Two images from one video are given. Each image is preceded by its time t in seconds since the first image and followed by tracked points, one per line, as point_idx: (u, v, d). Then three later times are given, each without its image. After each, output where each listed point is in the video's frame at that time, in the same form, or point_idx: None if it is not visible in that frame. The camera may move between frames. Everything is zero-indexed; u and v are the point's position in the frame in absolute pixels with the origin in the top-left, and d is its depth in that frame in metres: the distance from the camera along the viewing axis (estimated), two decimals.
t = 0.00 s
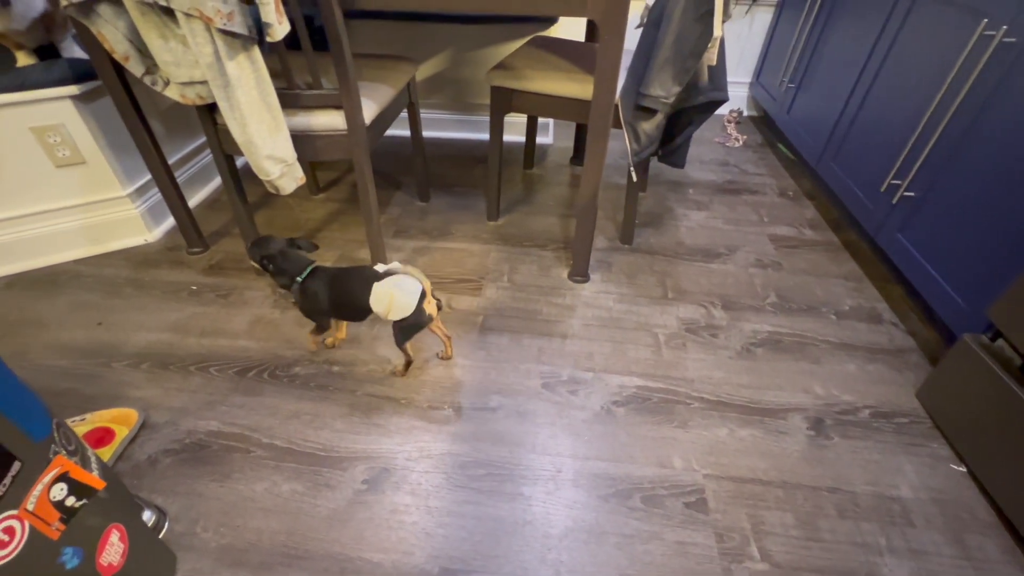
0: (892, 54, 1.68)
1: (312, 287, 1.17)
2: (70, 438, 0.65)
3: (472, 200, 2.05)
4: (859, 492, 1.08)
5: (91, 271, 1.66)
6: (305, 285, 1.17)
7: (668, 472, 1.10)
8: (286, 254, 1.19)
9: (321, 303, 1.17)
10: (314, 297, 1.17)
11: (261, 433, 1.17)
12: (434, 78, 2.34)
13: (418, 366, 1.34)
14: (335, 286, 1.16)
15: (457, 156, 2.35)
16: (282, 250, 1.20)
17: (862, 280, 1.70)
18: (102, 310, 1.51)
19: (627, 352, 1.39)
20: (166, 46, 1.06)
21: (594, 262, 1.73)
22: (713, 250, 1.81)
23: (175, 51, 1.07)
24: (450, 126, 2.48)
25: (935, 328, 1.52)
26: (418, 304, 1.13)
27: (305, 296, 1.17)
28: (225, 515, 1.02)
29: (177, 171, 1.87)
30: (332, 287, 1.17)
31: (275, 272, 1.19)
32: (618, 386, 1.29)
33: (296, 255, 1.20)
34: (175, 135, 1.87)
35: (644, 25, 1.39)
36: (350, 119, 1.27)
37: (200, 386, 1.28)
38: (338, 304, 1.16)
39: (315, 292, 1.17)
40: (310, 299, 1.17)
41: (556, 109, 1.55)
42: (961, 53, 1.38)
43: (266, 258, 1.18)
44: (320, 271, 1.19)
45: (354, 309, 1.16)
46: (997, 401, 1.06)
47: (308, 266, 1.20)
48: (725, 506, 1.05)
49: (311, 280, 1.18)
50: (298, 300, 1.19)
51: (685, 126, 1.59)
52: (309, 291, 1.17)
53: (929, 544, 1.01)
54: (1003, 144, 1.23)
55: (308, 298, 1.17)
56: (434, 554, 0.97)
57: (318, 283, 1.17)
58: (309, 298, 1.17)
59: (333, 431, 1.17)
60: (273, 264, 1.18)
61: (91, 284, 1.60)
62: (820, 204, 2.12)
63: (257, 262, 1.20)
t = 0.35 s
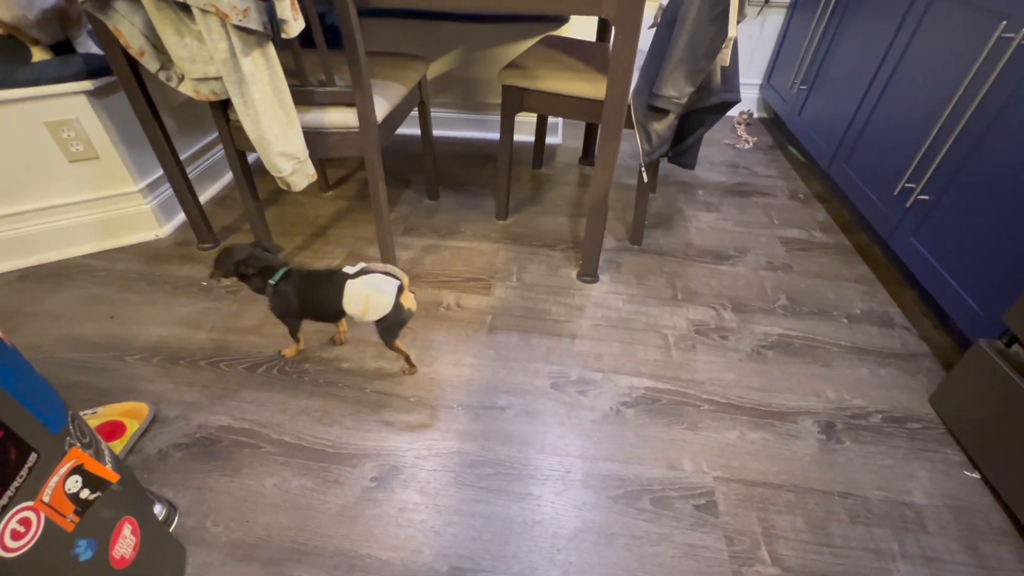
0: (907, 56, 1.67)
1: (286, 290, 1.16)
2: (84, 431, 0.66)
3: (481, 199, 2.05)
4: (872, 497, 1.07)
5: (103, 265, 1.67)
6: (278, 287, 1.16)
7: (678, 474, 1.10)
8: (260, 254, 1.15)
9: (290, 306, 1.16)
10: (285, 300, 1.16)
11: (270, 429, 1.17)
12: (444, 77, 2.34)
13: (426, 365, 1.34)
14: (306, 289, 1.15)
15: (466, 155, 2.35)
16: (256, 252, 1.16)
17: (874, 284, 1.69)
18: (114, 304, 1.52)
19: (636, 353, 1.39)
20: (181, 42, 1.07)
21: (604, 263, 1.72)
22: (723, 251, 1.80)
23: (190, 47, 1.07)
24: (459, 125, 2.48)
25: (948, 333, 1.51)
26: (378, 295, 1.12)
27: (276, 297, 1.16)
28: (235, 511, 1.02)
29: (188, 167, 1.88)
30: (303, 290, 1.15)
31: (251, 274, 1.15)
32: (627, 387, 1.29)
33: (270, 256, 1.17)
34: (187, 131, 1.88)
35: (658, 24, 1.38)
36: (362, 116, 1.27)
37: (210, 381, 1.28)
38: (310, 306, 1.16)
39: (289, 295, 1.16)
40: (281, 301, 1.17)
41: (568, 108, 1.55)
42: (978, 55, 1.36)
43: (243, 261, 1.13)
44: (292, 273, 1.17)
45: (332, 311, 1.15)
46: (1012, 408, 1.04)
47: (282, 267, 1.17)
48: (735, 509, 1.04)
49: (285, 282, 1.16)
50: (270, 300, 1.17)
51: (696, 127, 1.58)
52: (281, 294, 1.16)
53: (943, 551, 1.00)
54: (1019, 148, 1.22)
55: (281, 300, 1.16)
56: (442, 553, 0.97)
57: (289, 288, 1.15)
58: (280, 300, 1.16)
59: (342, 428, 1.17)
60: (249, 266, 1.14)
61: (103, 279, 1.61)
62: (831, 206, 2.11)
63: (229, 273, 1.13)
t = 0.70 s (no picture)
0: (934, 55, 1.63)
1: (254, 275, 1.17)
2: (111, 419, 0.67)
3: (497, 197, 2.05)
4: (891, 502, 1.06)
5: (126, 258, 1.70)
6: (247, 274, 1.18)
7: (693, 475, 1.09)
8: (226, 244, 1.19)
9: (262, 293, 1.18)
10: (256, 286, 1.18)
11: (288, 421, 1.19)
12: (461, 74, 2.34)
13: (442, 361, 1.34)
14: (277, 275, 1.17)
15: (482, 152, 2.36)
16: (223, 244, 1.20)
17: (894, 287, 1.66)
18: (137, 296, 1.54)
19: (651, 353, 1.38)
20: (206, 38, 1.08)
21: (619, 262, 1.71)
22: (740, 252, 1.79)
23: (215, 43, 1.09)
24: (475, 123, 2.48)
25: (971, 338, 1.48)
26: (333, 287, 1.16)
27: (248, 285, 1.18)
28: (253, 501, 1.04)
29: (209, 161, 1.91)
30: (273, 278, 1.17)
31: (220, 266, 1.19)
32: (643, 387, 1.28)
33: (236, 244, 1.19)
34: (208, 126, 1.90)
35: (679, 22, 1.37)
36: (381, 112, 1.27)
37: (229, 373, 1.30)
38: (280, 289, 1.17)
39: (257, 280, 1.17)
40: (252, 288, 1.18)
41: (586, 106, 1.54)
42: (1010, 55, 1.33)
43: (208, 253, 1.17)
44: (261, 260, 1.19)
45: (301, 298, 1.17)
46: None
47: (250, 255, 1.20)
48: (752, 511, 1.03)
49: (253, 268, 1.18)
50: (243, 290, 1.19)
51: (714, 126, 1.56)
52: (250, 281, 1.18)
53: (964, 559, 0.98)
54: None
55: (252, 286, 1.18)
56: (457, 548, 0.97)
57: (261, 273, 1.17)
58: (251, 288, 1.18)
59: (358, 422, 1.18)
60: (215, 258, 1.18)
61: (125, 271, 1.64)
62: (851, 208, 2.08)
63: (197, 267, 1.17)
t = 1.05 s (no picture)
0: (952, 63, 1.62)
1: (215, 284, 1.17)
2: (130, 419, 0.68)
3: (508, 201, 2.05)
4: (906, 516, 1.05)
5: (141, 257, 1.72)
6: (206, 282, 1.18)
7: (705, 484, 1.08)
8: (182, 256, 1.18)
9: (227, 301, 1.18)
10: (218, 294, 1.18)
11: (300, 422, 1.19)
12: (474, 78, 2.35)
13: (453, 364, 1.34)
14: (239, 283, 1.17)
15: (493, 156, 2.36)
16: (178, 256, 1.19)
17: (910, 296, 1.65)
18: (151, 295, 1.56)
19: (663, 359, 1.38)
20: (226, 42, 1.09)
21: (631, 268, 1.71)
22: (753, 259, 1.78)
23: (234, 47, 1.10)
24: (487, 127, 2.49)
25: (988, 350, 1.46)
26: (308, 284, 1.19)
27: (209, 294, 1.18)
28: (265, 502, 1.04)
29: (224, 163, 1.93)
30: (236, 286, 1.17)
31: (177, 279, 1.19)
32: (654, 394, 1.28)
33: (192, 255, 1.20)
34: (224, 128, 1.92)
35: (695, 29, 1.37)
36: (396, 117, 1.28)
37: (242, 374, 1.31)
38: (244, 296, 1.18)
39: (219, 289, 1.17)
40: (216, 297, 1.19)
41: (599, 111, 1.55)
42: None
43: (164, 267, 1.17)
44: (220, 268, 1.19)
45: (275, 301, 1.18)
46: None
47: (208, 263, 1.20)
48: (764, 522, 1.02)
49: (212, 277, 1.18)
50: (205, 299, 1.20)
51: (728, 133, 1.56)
52: (213, 289, 1.18)
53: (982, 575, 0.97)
54: None
55: (214, 295, 1.18)
56: (467, 553, 0.97)
57: (222, 283, 1.17)
58: (215, 297, 1.18)
59: (369, 424, 1.19)
60: (172, 272, 1.17)
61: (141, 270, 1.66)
62: (865, 215, 2.06)
63: (155, 281, 1.17)
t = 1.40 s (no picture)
0: (977, 65, 1.59)
1: (178, 277, 1.19)
2: (145, 414, 0.68)
3: (520, 201, 2.05)
4: (925, 527, 1.02)
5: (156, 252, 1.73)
6: (168, 275, 1.19)
7: (719, 490, 1.07)
8: (142, 250, 1.21)
9: (191, 296, 1.20)
10: (183, 287, 1.20)
11: (311, 420, 1.19)
12: (488, 78, 2.35)
13: (464, 364, 1.34)
14: (202, 275, 1.19)
15: (506, 155, 2.35)
16: (136, 252, 1.21)
17: (929, 303, 1.62)
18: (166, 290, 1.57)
19: (676, 363, 1.36)
20: (244, 39, 1.09)
21: (644, 269, 1.70)
22: (768, 263, 1.75)
23: (252, 44, 1.10)
24: (500, 126, 2.48)
25: (1010, 359, 1.43)
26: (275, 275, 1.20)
27: (172, 287, 1.20)
28: (276, 498, 1.04)
29: (239, 159, 1.94)
30: (199, 281, 1.19)
31: (135, 272, 1.20)
32: (667, 398, 1.26)
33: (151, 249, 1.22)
34: (239, 125, 1.93)
35: (714, 29, 1.35)
36: (411, 115, 1.28)
37: (255, 370, 1.31)
38: (210, 288, 1.20)
39: (182, 281, 1.19)
40: (179, 291, 1.20)
41: (616, 112, 1.53)
42: None
43: (121, 260, 1.18)
44: (181, 261, 1.21)
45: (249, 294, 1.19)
46: None
47: (169, 258, 1.22)
48: (779, 530, 1.01)
49: (174, 269, 1.20)
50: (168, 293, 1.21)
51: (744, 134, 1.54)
52: (176, 282, 1.19)
53: None
54: None
55: (177, 288, 1.19)
56: (477, 554, 0.96)
57: (185, 276, 1.19)
58: (178, 289, 1.20)
59: (380, 423, 1.19)
60: (130, 264, 1.19)
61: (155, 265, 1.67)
62: (883, 220, 2.03)
63: (112, 274, 1.18)
